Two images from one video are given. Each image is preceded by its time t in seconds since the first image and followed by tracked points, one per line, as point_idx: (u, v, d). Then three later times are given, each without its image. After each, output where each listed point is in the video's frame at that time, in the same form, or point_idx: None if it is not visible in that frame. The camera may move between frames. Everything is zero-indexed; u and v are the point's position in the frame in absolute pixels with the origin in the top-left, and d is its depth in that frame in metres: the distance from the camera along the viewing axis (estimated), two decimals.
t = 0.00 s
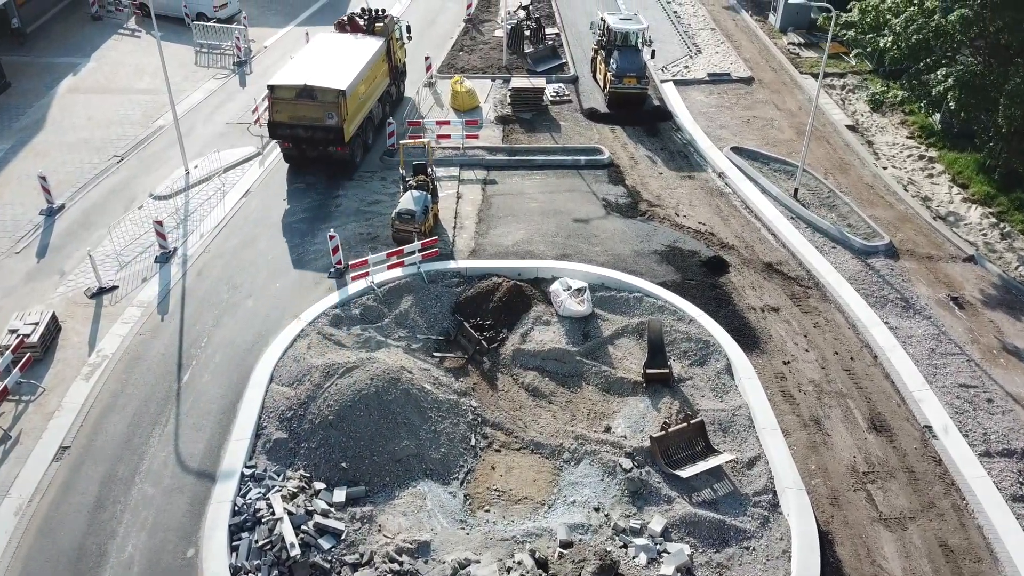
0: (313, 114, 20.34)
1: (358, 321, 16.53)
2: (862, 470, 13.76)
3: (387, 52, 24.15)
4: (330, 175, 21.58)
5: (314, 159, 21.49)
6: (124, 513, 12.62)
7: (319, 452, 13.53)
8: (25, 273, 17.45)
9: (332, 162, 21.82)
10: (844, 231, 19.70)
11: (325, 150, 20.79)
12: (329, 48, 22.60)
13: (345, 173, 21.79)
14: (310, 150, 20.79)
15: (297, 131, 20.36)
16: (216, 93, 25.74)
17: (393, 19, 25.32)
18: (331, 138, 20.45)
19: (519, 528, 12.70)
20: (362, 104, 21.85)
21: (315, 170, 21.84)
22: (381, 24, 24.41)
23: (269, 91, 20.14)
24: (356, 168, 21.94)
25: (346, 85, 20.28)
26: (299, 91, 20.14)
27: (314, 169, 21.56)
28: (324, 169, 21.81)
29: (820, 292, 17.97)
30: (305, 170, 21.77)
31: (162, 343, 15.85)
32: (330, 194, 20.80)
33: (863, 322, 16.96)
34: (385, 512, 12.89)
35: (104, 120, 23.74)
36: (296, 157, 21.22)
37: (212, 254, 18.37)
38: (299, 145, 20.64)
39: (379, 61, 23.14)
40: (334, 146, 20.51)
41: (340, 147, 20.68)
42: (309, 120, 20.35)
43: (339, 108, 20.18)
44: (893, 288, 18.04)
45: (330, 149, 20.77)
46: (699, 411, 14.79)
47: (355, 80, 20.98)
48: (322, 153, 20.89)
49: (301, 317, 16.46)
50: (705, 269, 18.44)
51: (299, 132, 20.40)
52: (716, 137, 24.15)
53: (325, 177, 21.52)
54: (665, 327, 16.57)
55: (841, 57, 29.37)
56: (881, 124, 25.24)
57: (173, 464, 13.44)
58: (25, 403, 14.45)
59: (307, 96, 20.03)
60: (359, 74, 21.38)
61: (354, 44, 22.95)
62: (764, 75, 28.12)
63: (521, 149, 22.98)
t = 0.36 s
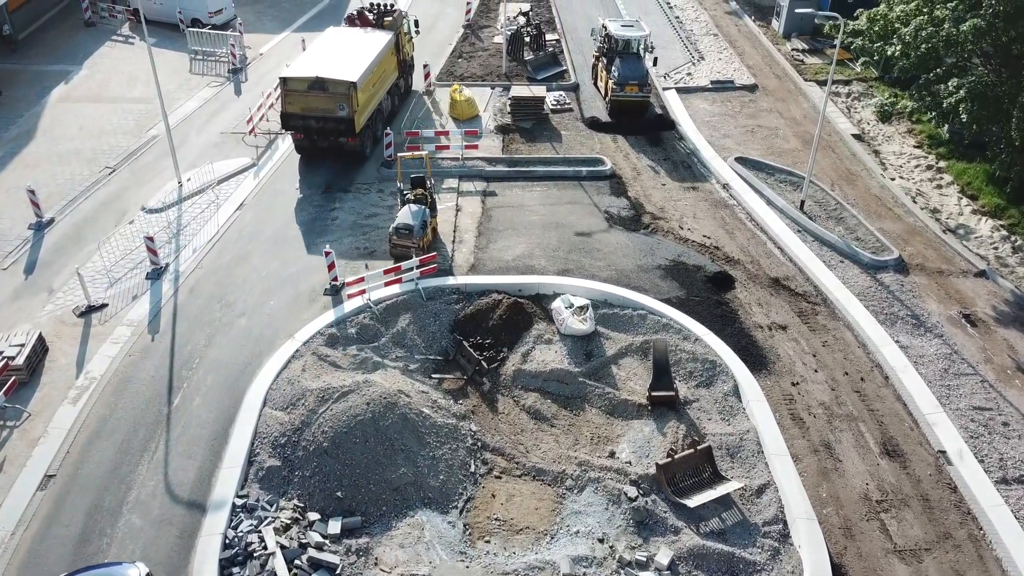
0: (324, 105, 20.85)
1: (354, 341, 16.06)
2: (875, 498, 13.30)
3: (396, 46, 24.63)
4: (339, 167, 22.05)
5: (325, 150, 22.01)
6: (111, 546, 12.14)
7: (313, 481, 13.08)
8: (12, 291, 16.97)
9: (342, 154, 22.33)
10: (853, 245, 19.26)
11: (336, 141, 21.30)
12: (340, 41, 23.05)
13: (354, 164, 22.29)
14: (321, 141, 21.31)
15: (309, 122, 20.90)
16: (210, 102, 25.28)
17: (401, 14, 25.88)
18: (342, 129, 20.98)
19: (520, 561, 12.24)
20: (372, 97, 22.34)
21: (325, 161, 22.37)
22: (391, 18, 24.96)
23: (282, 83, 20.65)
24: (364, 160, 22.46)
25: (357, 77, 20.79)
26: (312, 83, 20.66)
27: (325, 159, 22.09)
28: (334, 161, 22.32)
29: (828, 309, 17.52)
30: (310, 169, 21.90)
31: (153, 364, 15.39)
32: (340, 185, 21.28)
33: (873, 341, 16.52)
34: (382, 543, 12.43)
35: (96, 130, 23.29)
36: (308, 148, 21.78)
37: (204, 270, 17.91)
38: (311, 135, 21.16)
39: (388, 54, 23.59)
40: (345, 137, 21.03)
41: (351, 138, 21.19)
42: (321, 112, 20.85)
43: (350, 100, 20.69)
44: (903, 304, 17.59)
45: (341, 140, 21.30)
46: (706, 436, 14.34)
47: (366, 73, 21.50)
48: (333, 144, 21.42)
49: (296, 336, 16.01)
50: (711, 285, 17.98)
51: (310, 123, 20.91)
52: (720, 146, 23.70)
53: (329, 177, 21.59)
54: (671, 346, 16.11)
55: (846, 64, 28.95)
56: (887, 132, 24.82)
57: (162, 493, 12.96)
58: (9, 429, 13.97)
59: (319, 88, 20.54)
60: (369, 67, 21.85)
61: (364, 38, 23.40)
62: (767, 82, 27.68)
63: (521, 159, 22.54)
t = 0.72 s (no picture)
0: (335, 98, 21.17)
1: (350, 362, 15.62)
2: (889, 528, 12.85)
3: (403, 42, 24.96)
4: (347, 162, 22.40)
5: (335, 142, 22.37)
6: None
7: (307, 512, 12.65)
8: None
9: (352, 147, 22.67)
10: (861, 260, 18.83)
11: (346, 133, 21.64)
12: (349, 36, 23.42)
13: (362, 158, 22.66)
14: (332, 133, 21.65)
15: (321, 114, 21.22)
16: (204, 111, 24.82)
17: (408, 11, 26.31)
18: (353, 121, 21.33)
19: None
20: (381, 90, 22.68)
21: (334, 155, 22.75)
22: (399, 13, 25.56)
23: (294, 76, 20.96)
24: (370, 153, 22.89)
25: (367, 69, 21.13)
26: (322, 75, 20.99)
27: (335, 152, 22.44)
28: (343, 154, 22.66)
29: (837, 327, 17.09)
30: (306, 181, 21.45)
31: (143, 388, 14.92)
32: (349, 181, 21.60)
33: (883, 361, 16.08)
34: None
35: (87, 140, 22.83)
36: (319, 140, 22.12)
37: (197, 287, 17.45)
38: (322, 127, 21.50)
39: (396, 49, 23.93)
40: (355, 129, 21.38)
41: (361, 130, 21.52)
42: (332, 104, 21.18)
43: (361, 92, 21.02)
44: (913, 322, 17.17)
45: (352, 132, 21.64)
46: (713, 462, 13.91)
47: (376, 66, 21.85)
48: (344, 136, 21.76)
49: (290, 357, 15.57)
50: (716, 302, 17.53)
51: (321, 115, 21.25)
52: (724, 157, 23.26)
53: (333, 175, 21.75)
54: (676, 367, 15.67)
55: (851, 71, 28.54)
56: (893, 142, 24.41)
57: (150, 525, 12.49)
58: None
59: (330, 81, 20.88)
60: (378, 61, 22.19)
61: (372, 33, 23.76)
62: (771, 90, 27.26)
63: (522, 171, 22.11)
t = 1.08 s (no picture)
0: (347, 91, 21.63)
1: (348, 385, 15.18)
2: (905, 561, 12.41)
3: (413, 35, 25.34)
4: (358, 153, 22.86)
5: (347, 133, 22.88)
6: None
7: (303, 546, 12.22)
8: None
9: (363, 138, 23.18)
10: (871, 276, 18.40)
11: (357, 125, 22.14)
12: (360, 31, 23.91)
13: (374, 149, 23.17)
14: (344, 125, 22.17)
15: (333, 106, 21.70)
16: (200, 120, 24.39)
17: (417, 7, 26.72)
18: (364, 113, 21.79)
19: None
20: (392, 83, 23.13)
21: (343, 159, 22.66)
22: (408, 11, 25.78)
23: (306, 69, 21.43)
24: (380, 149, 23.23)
25: (379, 63, 21.58)
26: (335, 69, 21.45)
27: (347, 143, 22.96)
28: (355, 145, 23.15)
29: (847, 348, 16.66)
30: (303, 194, 21.03)
31: (134, 413, 14.48)
32: (360, 176, 21.91)
33: (896, 384, 15.66)
34: None
35: (80, 152, 22.40)
36: (331, 132, 22.60)
37: (192, 306, 17.02)
38: (334, 120, 22.02)
39: (406, 43, 24.33)
40: (367, 121, 21.88)
41: (372, 123, 22.02)
42: (344, 96, 21.68)
43: (372, 85, 21.47)
44: (925, 341, 16.75)
45: (363, 124, 22.10)
46: (722, 490, 13.48)
47: (386, 59, 22.29)
48: (355, 128, 22.24)
49: (286, 379, 15.13)
50: (723, 321, 17.10)
51: (334, 107, 21.75)
52: (729, 168, 22.83)
53: (345, 168, 22.16)
54: (683, 389, 15.24)
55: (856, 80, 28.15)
56: (901, 152, 24.01)
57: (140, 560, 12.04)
58: None
59: (343, 74, 21.36)
60: (390, 54, 22.63)
61: (383, 27, 24.25)
62: (776, 98, 26.84)
63: (523, 183, 21.70)
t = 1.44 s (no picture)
0: (360, 84, 22.17)
1: (347, 410, 14.74)
2: None
3: (422, 30, 25.85)
4: (370, 145, 23.40)
5: (360, 126, 23.41)
6: None
7: None
8: None
9: (375, 131, 23.71)
10: (882, 294, 17.96)
11: (370, 117, 22.66)
12: (371, 26, 24.45)
13: (385, 142, 23.69)
14: (357, 118, 22.70)
15: (346, 99, 22.23)
16: (197, 131, 23.97)
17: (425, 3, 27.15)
18: (377, 106, 22.34)
19: None
20: (403, 77, 23.66)
21: (354, 154, 23.02)
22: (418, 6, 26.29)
23: (321, 63, 21.95)
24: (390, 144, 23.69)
25: (391, 57, 22.12)
26: (349, 62, 21.98)
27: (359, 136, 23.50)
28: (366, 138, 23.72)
29: (859, 369, 16.23)
30: (302, 207, 20.59)
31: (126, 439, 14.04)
32: (372, 169, 22.40)
33: (910, 407, 15.23)
34: None
35: (74, 163, 21.99)
36: (343, 125, 23.14)
37: (186, 326, 16.59)
38: (347, 113, 22.54)
39: (416, 38, 24.85)
40: (379, 114, 22.42)
41: (384, 115, 22.55)
42: (357, 90, 22.20)
43: (385, 78, 22.02)
44: (939, 362, 16.32)
45: (375, 117, 22.65)
46: (733, 521, 13.05)
47: (399, 54, 22.82)
48: (368, 121, 22.78)
49: (282, 404, 14.70)
50: (732, 340, 16.67)
51: (347, 100, 22.28)
52: (735, 180, 22.39)
53: (358, 160, 22.67)
54: (691, 414, 14.81)
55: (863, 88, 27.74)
56: (910, 164, 23.59)
57: None
58: None
59: (357, 68, 21.88)
60: (401, 49, 23.16)
61: (394, 22, 24.80)
62: (783, 107, 26.42)
63: (526, 196, 21.29)
